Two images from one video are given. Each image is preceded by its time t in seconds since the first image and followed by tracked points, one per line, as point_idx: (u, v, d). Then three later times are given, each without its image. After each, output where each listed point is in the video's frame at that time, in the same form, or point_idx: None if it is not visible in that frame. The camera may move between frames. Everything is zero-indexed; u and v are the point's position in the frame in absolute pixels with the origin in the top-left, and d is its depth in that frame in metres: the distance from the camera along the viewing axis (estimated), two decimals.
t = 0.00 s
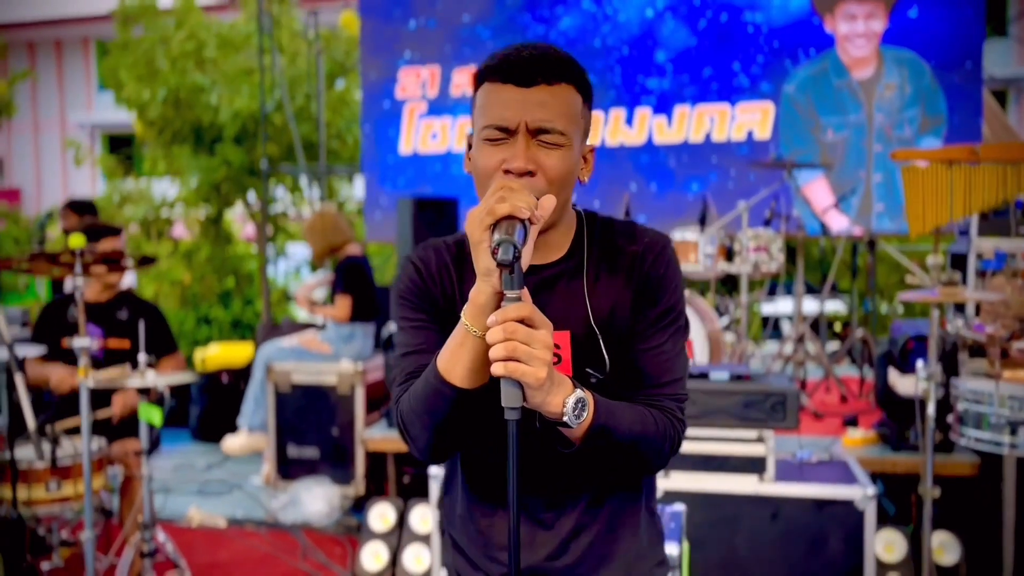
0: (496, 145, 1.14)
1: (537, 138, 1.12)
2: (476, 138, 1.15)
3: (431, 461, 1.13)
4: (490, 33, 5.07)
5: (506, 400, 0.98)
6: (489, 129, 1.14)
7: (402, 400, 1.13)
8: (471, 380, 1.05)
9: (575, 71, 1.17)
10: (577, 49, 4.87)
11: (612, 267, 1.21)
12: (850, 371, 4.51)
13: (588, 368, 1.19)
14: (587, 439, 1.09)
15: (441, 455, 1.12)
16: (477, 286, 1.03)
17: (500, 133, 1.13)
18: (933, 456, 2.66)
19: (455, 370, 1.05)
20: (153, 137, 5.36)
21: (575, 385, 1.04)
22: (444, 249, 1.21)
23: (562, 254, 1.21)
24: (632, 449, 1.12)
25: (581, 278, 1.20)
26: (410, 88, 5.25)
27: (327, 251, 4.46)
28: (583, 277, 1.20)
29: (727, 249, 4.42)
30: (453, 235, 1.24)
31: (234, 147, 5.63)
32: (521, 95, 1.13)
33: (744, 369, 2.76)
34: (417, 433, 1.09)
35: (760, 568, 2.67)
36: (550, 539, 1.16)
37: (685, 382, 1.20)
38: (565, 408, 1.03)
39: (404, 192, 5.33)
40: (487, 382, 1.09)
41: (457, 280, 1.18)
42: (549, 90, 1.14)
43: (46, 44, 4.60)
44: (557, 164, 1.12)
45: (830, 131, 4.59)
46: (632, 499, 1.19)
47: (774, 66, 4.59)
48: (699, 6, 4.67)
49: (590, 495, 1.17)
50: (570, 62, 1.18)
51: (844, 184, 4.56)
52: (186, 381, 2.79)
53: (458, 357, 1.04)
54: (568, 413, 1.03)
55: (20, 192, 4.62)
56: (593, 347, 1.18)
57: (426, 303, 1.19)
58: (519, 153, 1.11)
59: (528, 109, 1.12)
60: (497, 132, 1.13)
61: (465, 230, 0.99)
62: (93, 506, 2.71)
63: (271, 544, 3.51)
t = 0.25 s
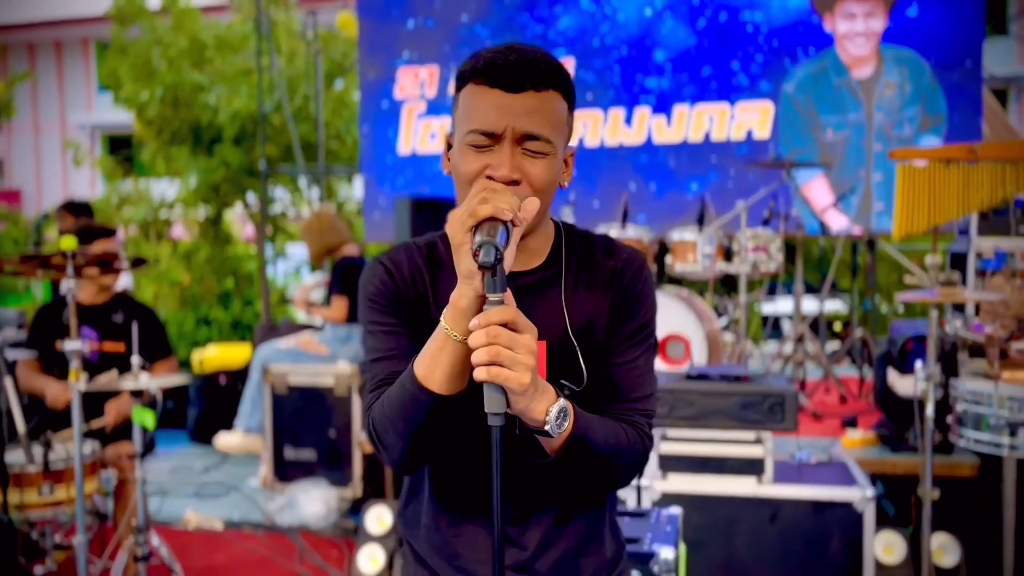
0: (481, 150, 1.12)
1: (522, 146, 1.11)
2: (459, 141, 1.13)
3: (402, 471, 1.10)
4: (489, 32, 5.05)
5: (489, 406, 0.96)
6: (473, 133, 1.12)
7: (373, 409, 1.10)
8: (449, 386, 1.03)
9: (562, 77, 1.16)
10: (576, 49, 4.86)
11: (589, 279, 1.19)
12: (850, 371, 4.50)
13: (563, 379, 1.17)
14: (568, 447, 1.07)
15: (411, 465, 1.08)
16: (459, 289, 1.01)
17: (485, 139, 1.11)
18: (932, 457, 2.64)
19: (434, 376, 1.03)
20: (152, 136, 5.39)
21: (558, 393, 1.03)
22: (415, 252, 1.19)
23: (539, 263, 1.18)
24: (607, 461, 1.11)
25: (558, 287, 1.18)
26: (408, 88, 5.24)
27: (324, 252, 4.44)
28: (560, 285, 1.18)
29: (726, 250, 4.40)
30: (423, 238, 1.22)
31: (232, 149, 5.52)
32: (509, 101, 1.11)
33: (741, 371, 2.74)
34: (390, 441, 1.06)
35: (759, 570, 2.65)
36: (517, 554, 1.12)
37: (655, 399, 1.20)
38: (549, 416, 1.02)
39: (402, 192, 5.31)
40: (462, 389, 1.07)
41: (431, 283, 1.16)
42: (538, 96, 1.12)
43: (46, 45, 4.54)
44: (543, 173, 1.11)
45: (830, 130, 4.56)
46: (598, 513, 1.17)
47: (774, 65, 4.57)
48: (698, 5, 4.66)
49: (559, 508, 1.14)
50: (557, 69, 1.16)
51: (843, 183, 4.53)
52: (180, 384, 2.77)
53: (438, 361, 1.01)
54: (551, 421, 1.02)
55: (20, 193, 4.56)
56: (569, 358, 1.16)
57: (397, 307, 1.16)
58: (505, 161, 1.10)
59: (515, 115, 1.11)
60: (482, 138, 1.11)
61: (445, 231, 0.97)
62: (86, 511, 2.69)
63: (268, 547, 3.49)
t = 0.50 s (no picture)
0: (460, 153, 1.12)
1: (501, 148, 1.11)
2: (437, 146, 1.13)
3: (381, 485, 1.08)
4: (485, 34, 5.03)
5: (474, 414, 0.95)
6: (452, 137, 1.12)
7: (354, 423, 1.08)
8: (434, 397, 1.02)
9: (537, 80, 1.17)
10: (572, 50, 4.85)
11: (571, 293, 1.19)
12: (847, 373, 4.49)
13: (546, 394, 1.16)
14: (550, 458, 1.07)
15: (391, 478, 1.07)
16: (443, 298, 1.00)
17: (464, 143, 1.12)
18: (928, 460, 2.63)
19: (418, 387, 1.01)
20: (149, 139, 5.42)
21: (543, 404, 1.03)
22: (392, 262, 1.19)
23: (521, 274, 1.18)
24: (588, 476, 1.10)
25: (540, 299, 1.18)
26: (405, 90, 5.23)
27: (319, 255, 4.43)
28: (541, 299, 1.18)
29: (722, 251, 4.40)
30: (397, 249, 1.23)
31: (229, 150, 5.51)
32: (486, 103, 1.12)
33: (737, 375, 2.76)
34: (373, 456, 1.04)
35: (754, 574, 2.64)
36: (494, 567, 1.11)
37: (632, 417, 1.21)
38: (533, 428, 1.02)
39: (399, 195, 5.30)
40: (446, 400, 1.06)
41: (411, 292, 1.17)
42: (515, 98, 1.13)
43: (45, 47, 4.44)
44: (523, 175, 1.11)
45: (827, 131, 4.55)
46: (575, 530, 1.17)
47: (770, 66, 4.56)
48: (695, 6, 4.64)
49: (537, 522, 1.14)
50: (533, 72, 1.17)
51: (841, 184, 4.53)
52: (174, 389, 2.76)
53: (422, 370, 1.00)
54: (535, 432, 1.02)
55: (18, 195, 4.51)
56: (553, 371, 1.16)
57: (374, 318, 1.16)
58: (485, 164, 1.10)
59: (493, 117, 1.11)
60: (461, 141, 1.11)
61: (429, 239, 0.96)
62: (79, 516, 2.67)
63: (263, 551, 3.48)
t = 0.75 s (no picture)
0: (452, 160, 1.13)
1: (492, 153, 1.12)
2: (429, 155, 1.15)
3: (384, 494, 1.09)
4: (482, 36, 5.05)
5: (468, 418, 0.96)
6: (443, 145, 1.13)
7: (356, 432, 1.09)
8: (433, 403, 1.02)
9: (522, 84, 1.18)
10: (569, 53, 4.86)
11: (571, 296, 1.20)
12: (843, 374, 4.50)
13: (548, 399, 1.17)
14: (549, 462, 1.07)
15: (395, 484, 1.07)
16: (438, 303, 1.01)
17: (456, 150, 1.13)
18: (923, 461, 2.64)
19: (417, 393, 1.02)
20: (147, 141, 5.44)
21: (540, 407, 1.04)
22: (392, 270, 1.20)
23: (521, 277, 1.20)
24: (588, 479, 1.11)
25: (541, 302, 1.19)
26: (402, 92, 5.24)
27: (317, 257, 4.43)
28: (542, 303, 1.19)
29: (718, 253, 4.42)
30: (398, 256, 1.24)
31: (226, 152, 5.65)
32: (474, 108, 1.13)
33: (733, 376, 2.77)
34: (375, 463, 1.05)
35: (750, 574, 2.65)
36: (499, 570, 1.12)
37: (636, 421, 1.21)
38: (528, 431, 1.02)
39: (396, 197, 5.31)
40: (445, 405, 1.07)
41: (411, 300, 1.18)
42: (502, 102, 1.14)
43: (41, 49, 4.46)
44: (517, 177, 1.12)
45: (823, 133, 4.55)
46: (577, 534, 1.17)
47: (766, 68, 4.58)
48: (691, 9, 4.66)
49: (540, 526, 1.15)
50: (517, 75, 1.19)
51: (836, 186, 4.53)
52: (171, 391, 2.77)
53: (420, 375, 1.01)
54: (530, 436, 1.02)
55: (15, 197, 4.48)
56: (554, 376, 1.17)
57: (374, 326, 1.17)
58: (478, 168, 1.11)
59: (482, 122, 1.12)
60: (453, 148, 1.13)
61: (424, 246, 0.98)
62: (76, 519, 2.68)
63: (260, 553, 3.49)
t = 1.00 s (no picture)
0: (454, 175, 1.17)
1: (491, 163, 1.16)
2: (433, 170, 1.19)
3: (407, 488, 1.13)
4: (478, 39, 5.08)
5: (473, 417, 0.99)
6: (443, 161, 1.17)
7: (375, 428, 1.13)
8: (444, 401, 1.06)
9: (513, 87, 1.20)
10: (564, 56, 4.89)
11: (589, 284, 1.23)
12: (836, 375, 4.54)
13: (568, 385, 1.22)
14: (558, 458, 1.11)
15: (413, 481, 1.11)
16: (445, 305, 1.04)
17: (456, 165, 1.17)
18: (914, 461, 2.67)
19: (429, 392, 1.06)
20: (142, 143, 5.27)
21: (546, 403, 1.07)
22: (413, 271, 1.23)
23: (536, 269, 1.23)
24: (607, 467, 1.14)
25: (558, 293, 1.22)
26: (398, 94, 5.26)
27: (314, 259, 4.46)
28: (559, 293, 1.22)
29: (712, 255, 4.45)
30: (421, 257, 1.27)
31: (221, 155, 5.65)
32: (466, 123, 1.16)
33: (727, 377, 2.82)
34: (393, 458, 1.09)
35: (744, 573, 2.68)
36: (525, 561, 1.16)
37: (661, 405, 1.24)
38: (534, 425, 1.06)
39: (392, 199, 5.34)
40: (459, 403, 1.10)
41: (430, 302, 1.21)
42: (495, 110, 1.16)
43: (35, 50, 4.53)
44: (519, 185, 1.16)
45: (817, 135, 4.60)
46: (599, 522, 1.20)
47: (760, 71, 4.61)
48: (686, 12, 4.70)
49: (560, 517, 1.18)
50: (507, 78, 1.20)
51: (830, 188, 4.57)
52: (171, 393, 2.79)
53: (430, 376, 1.05)
54: (537, 431, 1.06)
55: (9, 199, 4.55)
56: (573, 365, 1.21)
57: (396, 326, 1.22)
58: (479, 181, 1.15)
59: (476, 136, 1.15)
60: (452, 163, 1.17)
61: (430, 250, 1.00)
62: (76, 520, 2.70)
63: (258, 554, 3.51)
